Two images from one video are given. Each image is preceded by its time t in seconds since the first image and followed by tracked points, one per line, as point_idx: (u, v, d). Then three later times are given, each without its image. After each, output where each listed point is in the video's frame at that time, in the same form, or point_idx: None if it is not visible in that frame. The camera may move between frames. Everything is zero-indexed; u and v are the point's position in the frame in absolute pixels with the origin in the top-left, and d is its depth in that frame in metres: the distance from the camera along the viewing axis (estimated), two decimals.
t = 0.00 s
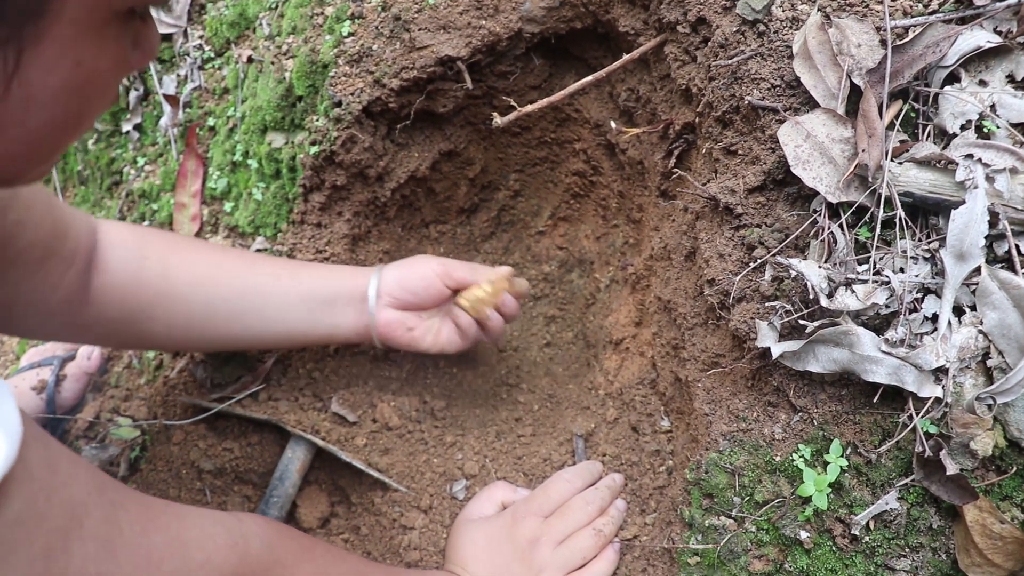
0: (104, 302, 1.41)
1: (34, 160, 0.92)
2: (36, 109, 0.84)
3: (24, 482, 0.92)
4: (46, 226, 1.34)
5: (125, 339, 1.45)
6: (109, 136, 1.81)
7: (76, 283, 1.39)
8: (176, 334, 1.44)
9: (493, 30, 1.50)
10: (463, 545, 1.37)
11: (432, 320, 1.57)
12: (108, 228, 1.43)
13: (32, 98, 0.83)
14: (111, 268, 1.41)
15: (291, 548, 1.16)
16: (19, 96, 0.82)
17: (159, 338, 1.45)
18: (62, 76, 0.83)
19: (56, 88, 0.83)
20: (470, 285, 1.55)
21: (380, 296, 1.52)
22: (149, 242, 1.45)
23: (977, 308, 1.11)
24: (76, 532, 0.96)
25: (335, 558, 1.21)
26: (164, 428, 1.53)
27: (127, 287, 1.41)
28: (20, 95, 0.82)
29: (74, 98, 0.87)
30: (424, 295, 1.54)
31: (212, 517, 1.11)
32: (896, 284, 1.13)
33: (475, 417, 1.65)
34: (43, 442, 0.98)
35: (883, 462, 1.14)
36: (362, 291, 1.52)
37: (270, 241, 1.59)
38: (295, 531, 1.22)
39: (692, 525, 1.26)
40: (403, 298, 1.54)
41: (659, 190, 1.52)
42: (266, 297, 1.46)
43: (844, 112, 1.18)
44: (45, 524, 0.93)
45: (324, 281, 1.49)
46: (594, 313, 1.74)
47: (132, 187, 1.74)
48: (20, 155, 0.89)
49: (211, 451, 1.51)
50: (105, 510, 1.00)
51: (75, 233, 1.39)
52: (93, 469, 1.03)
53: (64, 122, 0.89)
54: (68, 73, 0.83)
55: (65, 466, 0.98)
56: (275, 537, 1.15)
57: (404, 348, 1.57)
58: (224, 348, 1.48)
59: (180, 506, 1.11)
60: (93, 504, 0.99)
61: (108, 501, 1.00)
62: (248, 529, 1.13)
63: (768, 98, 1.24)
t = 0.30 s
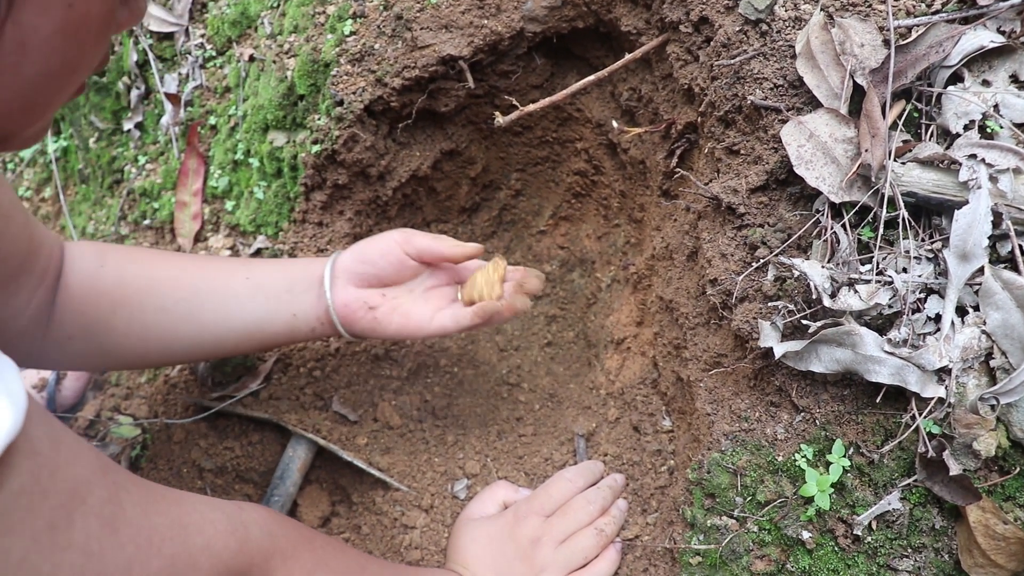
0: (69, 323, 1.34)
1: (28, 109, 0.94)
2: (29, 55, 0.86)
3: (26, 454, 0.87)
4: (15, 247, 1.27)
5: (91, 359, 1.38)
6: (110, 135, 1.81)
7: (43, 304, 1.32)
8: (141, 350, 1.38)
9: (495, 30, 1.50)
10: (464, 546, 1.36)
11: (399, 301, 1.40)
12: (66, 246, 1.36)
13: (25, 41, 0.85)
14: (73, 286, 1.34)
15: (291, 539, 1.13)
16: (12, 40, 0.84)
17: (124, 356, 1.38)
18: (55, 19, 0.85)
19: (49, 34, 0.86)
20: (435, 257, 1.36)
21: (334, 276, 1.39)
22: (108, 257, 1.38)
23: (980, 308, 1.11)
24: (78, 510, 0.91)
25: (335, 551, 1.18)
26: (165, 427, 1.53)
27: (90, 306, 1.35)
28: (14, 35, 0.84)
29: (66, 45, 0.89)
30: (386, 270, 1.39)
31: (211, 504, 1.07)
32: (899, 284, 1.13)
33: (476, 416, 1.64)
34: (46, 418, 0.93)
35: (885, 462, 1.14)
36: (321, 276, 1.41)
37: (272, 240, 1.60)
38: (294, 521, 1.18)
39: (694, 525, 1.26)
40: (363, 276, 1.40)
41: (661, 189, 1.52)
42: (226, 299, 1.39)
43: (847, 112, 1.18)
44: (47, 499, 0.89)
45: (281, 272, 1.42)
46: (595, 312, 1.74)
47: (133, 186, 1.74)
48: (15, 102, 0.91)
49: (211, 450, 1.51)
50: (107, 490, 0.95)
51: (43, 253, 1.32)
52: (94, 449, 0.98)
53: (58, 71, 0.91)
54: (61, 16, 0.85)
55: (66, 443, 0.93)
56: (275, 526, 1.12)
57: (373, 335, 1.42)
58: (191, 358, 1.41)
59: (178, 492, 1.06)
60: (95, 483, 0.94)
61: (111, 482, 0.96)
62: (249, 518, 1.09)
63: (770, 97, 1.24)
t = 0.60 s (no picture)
0: (51, 335, 1.33)
1: (24, 87, 0.94)
2: (23, 32, 0.86)
3: (29, 447, 0.86)
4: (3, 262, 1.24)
5: (73, 370, 1.37)
6: (110, 136, 1.80)
7: (27, 316, 1.31)
8: (125, 357, 1.37)
9: (495, 31, 1.50)
10: (465, 547, 1.36)
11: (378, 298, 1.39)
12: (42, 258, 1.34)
13: (20, 18, 0.85)
14: (55, 296, 1.33)
15: (292, 536, 1.13)
16: (7, 18, 0.83)
17: (107, 364, 1.37)
18: None
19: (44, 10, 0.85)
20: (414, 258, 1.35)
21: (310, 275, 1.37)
22: (85, 266, 1.37)
23: (982, 309, 1.11)
24: (82, 503, 0.90)
25: (336, 548, 1.18)
26: (166, 428, 1.53)
27: (68, 318, 1.33)
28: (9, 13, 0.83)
29: (60, 22, 0.88)
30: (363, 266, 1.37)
31: (214, 502, 1.06)
32: (901, 285, 1.13)
33: (477, 417, 1.64)
34: (50, 413, 0.92)
35: (887, 464, 1.14)
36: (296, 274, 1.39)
37: (272, 241, 1.60)
38: (295, 520, 1.18)
39: (696, 526, 1.26)
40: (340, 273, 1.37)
41: (662, 190, 1.52)
42: (199, 304, 1.38)
43: (848, 113, 1.18)
44: (51, 492, 0.87)
45: (255, 271, 1.40)
46: (596, 313, 1.73)
47: (133, 187, 1.73)
48: (10, 80, 0.91)
49: (212, 451, 1.51)
50: (111, 484, 0.94)
51: (28, 267, 1.30)
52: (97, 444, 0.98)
53: (53, 48, 0.91)
54: None
55: (71, 437, 0.93)
56: (277, 525, 1.12)
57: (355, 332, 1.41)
58: (171, 364, 1.41)
59: (180, 490, 1.05)
60: (99, 477, 0.93)
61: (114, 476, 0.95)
62: (250, 515, 1.09)
63: (771, 99, 1.24)
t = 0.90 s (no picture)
0: (42, 345, 1.32)
1: (26, 85, 0.93)
2: (24, 28, 0.86)
3: (38, 451, 0.86)
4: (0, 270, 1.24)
5: (65, 381, 1.36)
6: (110, 138, 1.80)
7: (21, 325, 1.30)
8: (114, 365, 1.36)
9: (496, 33, 1.50)
10: (466, 550, 1.36)
11: (362, 289, 1.36)
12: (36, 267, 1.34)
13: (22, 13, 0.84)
14: (48, 305, 1.33)
15: (296, 541, 1.12)
16: (8, 15, 0.83)
17: (97, 373, 1.36)
18: None
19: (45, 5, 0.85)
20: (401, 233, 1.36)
21: (294, 273, 1.38)
22: (76, 275, 1.38)
23: (983, 310, 1.11)
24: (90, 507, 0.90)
25: (340, 553, 1.18)
26: (166, 431, 1.53)
27: (59, 326, 1.33)
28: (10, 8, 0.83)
29: (61, 16, 0.88)
30: (346, 258, 1.37)
31: (218, 506, 1.06)
32: (902, 287, 1.13)
33: (477, 419, 1.64)
34: (56, 417, 0.92)
35: (889, 465, 1.14)
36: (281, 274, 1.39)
37: (273, 243, 1.60)
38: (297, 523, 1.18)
39: (697, 528, 1.26)
40: (324, 269, 1.37)
41: (662, 191, 1.52)
42: (187, 309, 1.38)
43: (849, 115, 1.18)
44: (59, 496, 0.87)
45: (244, 275, 1.41)
46: (597, 315, 1.73)
47: (133, 190, 1.73)
48: (11, 79, 0.90)
49: (212, 454, 1.51)
50: (117, 489, 0.94)
51: (25, 277, 1.30)
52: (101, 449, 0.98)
53: (54, 43, 0.91)
54: None
55: (78, 442, 0.93)
56: (281, 528, 1.11)
57: (340, 327, 1.38)
58: (159, 373, 1.40)
59: (185, 494, 1.05)
60: (105, 481, 0.93)
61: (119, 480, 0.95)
62: (253, 519, 1.08)
63: (772, 100, 1.23)
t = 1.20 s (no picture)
0: (43, 350, 1.32)
1: (24, 80, 0.93)
2: (24, 24, 0.86)
3: (44, 459, 0.85)
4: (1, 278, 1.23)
5: (64, 386, 1.35)
6: (110, 137, 1.80)
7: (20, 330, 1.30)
8: (114, 370, 1.35)
9: (497, 33, 1.50)
10: (465, 552, 1.35)
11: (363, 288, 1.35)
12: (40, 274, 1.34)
13: (23, 10, 0.84)
14: (48, 309, 1.33)
15: (298, 544, 1.12)
16: (8, 10, 0.83)
17: (97, 379, 1.35)
18: None
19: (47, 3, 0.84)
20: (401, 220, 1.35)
21: (296, 279, 1.39)
22: (79, 281, 1.38)
23: (984, 313, 1.11)
24: (93, 515, 0.90)
25: (342, 557, 1.18)
26: (165, 431, 1.53)
27: (60, 332, 1.33)
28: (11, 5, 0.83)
29: (64, 14, 0.88)
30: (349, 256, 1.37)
31: (221, 510, 1.06)
32: (904, 289, 1.13)
33: (478, 420, 1.63)
34: (62, 424, 0.91)
35: (890, 468, 1.14)
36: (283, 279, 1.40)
37: (273, 243, 1.60)
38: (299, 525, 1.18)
39: (697, 530, 1.26)
40: (326, 270, 1.38)
41: (662, 193, 1.52)
42: (189, 314, 1.38)
43: (851, 117, 1.18)
44: (63, 505, 0.87)
45: (247, 282, 1.42)
46: (597, 316, 1.73)
47: (134, 189, 1.73)
48: (8, 74, 0.91)
49: (212, 454, 1.51)
50: (121, 495, 0.94)
51: (26, 284, 1.30)
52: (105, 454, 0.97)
53: (55, 41, 0.90)
54: None
55: (82, 448, 0.92)
56: (283, 532, 1.11)
57: (341, 327, 1.36)
58: (160, 381, 1.39)
59: (187, 498, 1.05)
60: (109, 488, 0.93)
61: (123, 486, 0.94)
62: (256, 523, 1.09)
63: (773, 101, 1.23)
